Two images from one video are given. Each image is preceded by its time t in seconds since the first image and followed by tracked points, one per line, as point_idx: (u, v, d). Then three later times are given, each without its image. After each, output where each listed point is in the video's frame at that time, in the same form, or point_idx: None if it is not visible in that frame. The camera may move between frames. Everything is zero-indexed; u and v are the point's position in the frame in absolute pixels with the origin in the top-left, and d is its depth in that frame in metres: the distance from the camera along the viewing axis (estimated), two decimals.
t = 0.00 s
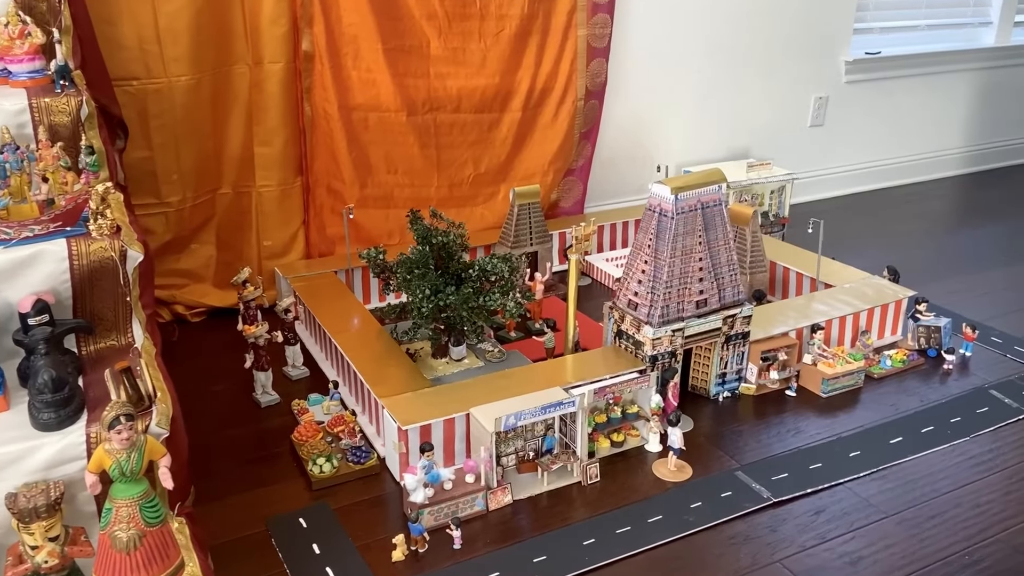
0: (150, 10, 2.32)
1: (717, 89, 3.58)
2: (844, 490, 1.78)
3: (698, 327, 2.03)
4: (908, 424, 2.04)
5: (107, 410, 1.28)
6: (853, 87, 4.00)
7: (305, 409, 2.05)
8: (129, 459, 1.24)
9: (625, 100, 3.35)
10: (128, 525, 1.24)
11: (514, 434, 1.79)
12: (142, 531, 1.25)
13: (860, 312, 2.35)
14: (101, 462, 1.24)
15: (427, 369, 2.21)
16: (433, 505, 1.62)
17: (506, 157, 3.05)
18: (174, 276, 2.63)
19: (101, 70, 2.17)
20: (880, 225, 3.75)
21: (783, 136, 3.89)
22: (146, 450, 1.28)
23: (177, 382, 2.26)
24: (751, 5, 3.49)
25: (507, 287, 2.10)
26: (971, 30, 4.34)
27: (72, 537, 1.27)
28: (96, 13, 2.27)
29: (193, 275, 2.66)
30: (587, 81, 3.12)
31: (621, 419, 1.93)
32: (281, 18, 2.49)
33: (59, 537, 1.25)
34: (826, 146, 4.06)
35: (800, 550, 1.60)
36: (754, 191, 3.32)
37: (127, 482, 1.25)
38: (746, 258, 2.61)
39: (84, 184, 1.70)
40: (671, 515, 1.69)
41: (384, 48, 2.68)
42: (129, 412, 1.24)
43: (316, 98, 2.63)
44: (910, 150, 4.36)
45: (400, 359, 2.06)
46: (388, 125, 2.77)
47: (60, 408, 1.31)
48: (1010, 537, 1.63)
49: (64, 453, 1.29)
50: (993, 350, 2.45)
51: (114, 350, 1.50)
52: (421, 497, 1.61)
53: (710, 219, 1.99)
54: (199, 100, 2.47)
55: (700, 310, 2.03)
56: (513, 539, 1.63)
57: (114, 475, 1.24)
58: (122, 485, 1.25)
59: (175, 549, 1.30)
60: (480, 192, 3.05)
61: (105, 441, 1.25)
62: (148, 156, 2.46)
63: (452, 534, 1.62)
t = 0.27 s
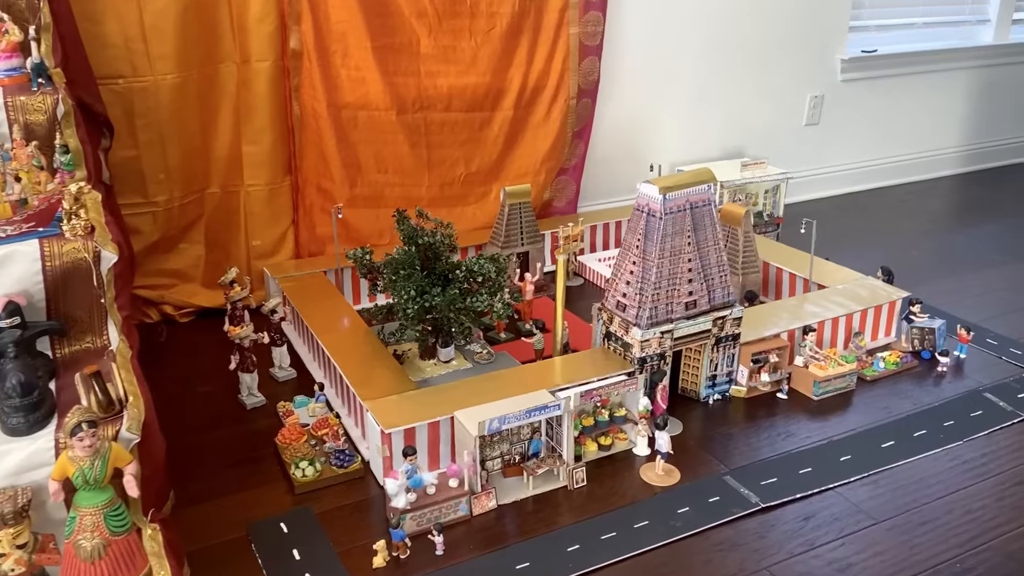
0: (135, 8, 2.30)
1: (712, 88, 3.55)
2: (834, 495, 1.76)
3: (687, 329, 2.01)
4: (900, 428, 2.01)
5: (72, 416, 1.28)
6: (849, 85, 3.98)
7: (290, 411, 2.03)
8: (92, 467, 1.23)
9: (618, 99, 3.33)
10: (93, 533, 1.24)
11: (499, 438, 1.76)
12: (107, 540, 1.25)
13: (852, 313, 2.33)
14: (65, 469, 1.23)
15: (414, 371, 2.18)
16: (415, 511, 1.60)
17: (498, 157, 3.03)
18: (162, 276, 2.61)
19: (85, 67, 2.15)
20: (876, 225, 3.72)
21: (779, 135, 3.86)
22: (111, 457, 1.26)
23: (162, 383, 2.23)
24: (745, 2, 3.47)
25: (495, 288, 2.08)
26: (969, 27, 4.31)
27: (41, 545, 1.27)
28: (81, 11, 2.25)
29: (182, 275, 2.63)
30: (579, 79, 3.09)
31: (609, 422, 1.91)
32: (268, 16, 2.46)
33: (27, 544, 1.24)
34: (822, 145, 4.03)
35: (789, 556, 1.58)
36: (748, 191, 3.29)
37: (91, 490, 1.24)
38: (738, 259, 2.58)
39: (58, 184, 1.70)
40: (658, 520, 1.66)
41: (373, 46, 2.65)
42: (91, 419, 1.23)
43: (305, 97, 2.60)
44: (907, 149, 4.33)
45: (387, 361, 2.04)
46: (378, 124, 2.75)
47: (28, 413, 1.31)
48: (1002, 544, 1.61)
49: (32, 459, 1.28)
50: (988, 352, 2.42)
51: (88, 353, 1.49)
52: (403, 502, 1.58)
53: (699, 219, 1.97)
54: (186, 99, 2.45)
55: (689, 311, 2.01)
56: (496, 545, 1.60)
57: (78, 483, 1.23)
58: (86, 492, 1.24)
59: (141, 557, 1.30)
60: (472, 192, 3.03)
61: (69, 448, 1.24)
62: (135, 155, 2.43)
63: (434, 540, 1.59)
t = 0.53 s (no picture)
0: (117, 6, 2.27)
1: (706, 87, 3.52)
2: (823, 501, 1.72)
3: (676, 331, 1.97)
4: (892, 432, 1.98)
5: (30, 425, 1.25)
6: (845, 84, 3.94)
7: (273, 414, 1.99)
8: (50, 477, 1.20)
9: (612, 98, 3.30)
10: (52, 545, 1.20)
11: (483, 442, 1.74)
12: (67, 552, 1.21)
13: (845, 315, 2.30)
14: (23, 480, 1.20)
15: (400, 374, 2.15)
16: (396, 517, 1.56)
17: (489, 156, 3.00)
18: (148, 277, 2.57)
19: (65, 65, 2.11)
20: (872, 225, 3.69)
21: (774, 134, 3.83)
22: (72, 467, 1.23)
23: (146, 385, 2.20)
24: None
25: (481, 290, 2.05)
26: (967, 25, 4.27)
27: (4, 555, 1.27)
28: (62, 9, 2.22)
29: (168, 275, 2.60)
30: (571, 77, 3.06)
31: (596, 426, 1.88)
32: (253, 13, 2.43)
33: None
34: (818, 144, 4.00)
35: (775, 564, 1.55)
36: (742, 190, 3.26)
37: (51, 500, 1.20)
38: (730, 260, 2.56)
39: (26, 184, 1.72)
40: (643, 527, 1.63)
41: (361, 44, 2.62)
42: (48, 428, 1.20)
43: (292, 95, 2.58)
44: (905, 148, 4.30)
45: (372, 363, 2.01)
46: (367, 123, 2.72)
47: None
48: (994, 551, 1.57)
49: None
50: (983, 354, 2.39)
51: (60, 357, 1.45)
52: (383, 508, 1.56)
53: (688, 219, 1.93)
54: (170, 97, 2.42)
55: (678, 313, 1.97)
56: (478, 552, 1.57)
57: (37, 494, 1.20)
58: (46, 503, 1.21)
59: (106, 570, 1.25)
60: (462, 191, 3.00)
61: (27, 458, 1.21)
62: (118, 154, 2.41)
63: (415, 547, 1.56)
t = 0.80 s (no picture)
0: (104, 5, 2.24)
1: (701, 85, 3.50)
2: (812, 507, 1.70)
3: (665, 333, 1.95)
4: (885, 436, 1.94)
5: None
6: (842, 83, 3.91)
7: (257, 416, 1.97)
8: (11, 486, 1.19)
9: (605, 97, 3.27)
10: (14, 555, 1.20)
11: (466, 446, 1.73)
12: (29, 561, 1.21)
13: (838, 316, 2.28)
14: None
15: (387, 376, 2.13)
16: (375, 523, 1.54)
17: (481, 155, 2.97)
18: (136, 277, 2.55)
19: (52, 65, 2.06)
20: (869, 225, 3.66)
21: (770, 133, 3.80)
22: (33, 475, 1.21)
23: (131, 387, 2.18)
24: None
25: (468, 292, 2.02)
26: (966, 23, 4.24)
27: None
28: (48, 8, 2.19)
29: (157, 276, 2.58)
30: (563, 76, 3.04)
31: (582, 430, 1.86)
32: (242, 12, 2.41)
33: None
34: (815, 143, 3.97)
35: (761, 572, 1.52)
36: (736, 189, 3.24)
37: (12, 509, 1.20)
38: (722, 261, 2.54)
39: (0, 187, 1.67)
40: (628, 533, 1.61)
41: (351, 43, 2.59)
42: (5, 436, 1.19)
43: (281, 95, 2.56)
44: (903, 147, 4.27)
45: (357, 366, 1.99)
46: (357, 122, 2.69)
47: None
48: (986, 560, 1.54)
49: None
50: (978, 356, 2.35)
51: (34, 360, 1.45)
52: (362, 514, 1.53)
53: (677, 220, 1.91)
54: (158, 96, 2.39)
55: (667, 315, 1.95)
56: (459, 559, 1.55)
57: None
58: (8, 512, 1.20)
59: None
60: (454, 191, 2.97)
61: None
62: (105, 154, 2.38)
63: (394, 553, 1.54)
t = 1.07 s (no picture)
0: (91, 4, 2.21)
1: (697, 85, 3.47)
2: (801, 513, 1.67)
3: (653, 335, 1.92)
4: (877, 440, 1.92)
5: None
6: (840, 82, 3.88)
7: (241, 419, 1.95)
8: None
9: (599, 96, 3.25)
10: None
11: (450, 450, 1.71)
12: None
13: (831, 318, 2.25)
14: None
15: (373, 378, 2.11)
16: (355, 528, 1.52)
17: (473, 155, 2.95)
18: (123, 277, 2.53)
19: (37, 66, 2.01)
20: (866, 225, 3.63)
21: (767, 133, 3.78)
22: None
23: (116, 389, 2.16)
24: None
25: (454, 293, 2.00)
26: (966, 22, 4.21)
27: None
28: (33, 6, 2.16)
29: (145, 276, 2.56)
30: (557, 76, 3.01)
31: (568, 433, 1.83)
32: (230, 10, 2.38)
33: None
34: (813, 143, 3.94)
35: None
36: (731, 189, 3.21)
37: None
38: (715, 261, 2.51)
39: None
40: (613, 539, 1.58)
41: (340, 42, 2.56)
42: None
43: (271, 94, 2.53)
44: (901, 147, 4.24)
45: (342, 367, 1.96)
46: (347, 121, 2.66)
47: None
48: (977, 568, 1.51)
49: None
50: (973, 359, 2.32)
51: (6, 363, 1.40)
52: (341, 520, 1.51)
53: (666, 221, 1.88)
54: (145, 96, 2.36)
55: (655, 317, 1.92)
56: (440, 566, 1.53)
57: None
58: None
59: None
60: (446, 190, 2.95)
61: None
62: (91, 153, 2.35)
63: (374, 560, 1.52)
